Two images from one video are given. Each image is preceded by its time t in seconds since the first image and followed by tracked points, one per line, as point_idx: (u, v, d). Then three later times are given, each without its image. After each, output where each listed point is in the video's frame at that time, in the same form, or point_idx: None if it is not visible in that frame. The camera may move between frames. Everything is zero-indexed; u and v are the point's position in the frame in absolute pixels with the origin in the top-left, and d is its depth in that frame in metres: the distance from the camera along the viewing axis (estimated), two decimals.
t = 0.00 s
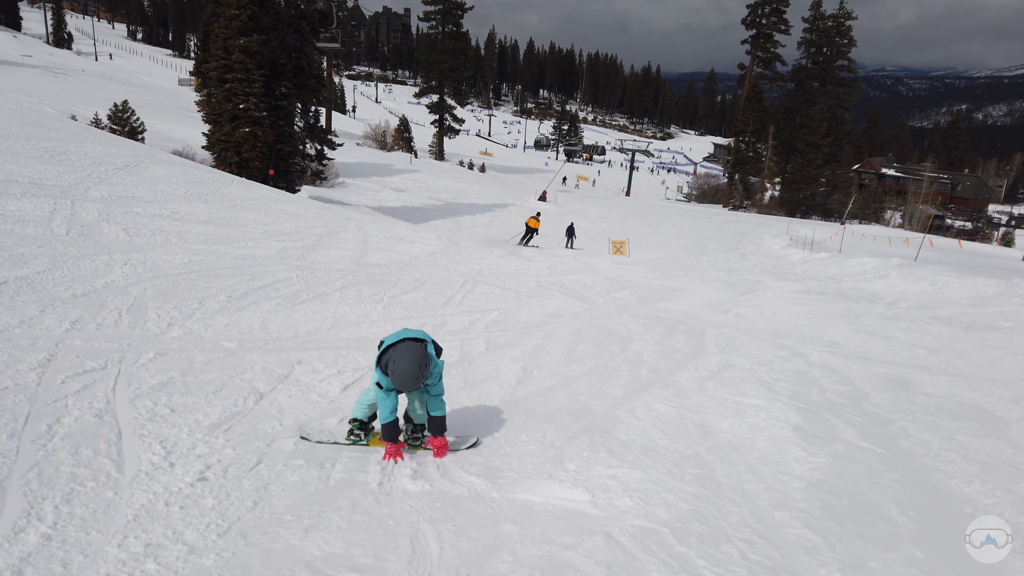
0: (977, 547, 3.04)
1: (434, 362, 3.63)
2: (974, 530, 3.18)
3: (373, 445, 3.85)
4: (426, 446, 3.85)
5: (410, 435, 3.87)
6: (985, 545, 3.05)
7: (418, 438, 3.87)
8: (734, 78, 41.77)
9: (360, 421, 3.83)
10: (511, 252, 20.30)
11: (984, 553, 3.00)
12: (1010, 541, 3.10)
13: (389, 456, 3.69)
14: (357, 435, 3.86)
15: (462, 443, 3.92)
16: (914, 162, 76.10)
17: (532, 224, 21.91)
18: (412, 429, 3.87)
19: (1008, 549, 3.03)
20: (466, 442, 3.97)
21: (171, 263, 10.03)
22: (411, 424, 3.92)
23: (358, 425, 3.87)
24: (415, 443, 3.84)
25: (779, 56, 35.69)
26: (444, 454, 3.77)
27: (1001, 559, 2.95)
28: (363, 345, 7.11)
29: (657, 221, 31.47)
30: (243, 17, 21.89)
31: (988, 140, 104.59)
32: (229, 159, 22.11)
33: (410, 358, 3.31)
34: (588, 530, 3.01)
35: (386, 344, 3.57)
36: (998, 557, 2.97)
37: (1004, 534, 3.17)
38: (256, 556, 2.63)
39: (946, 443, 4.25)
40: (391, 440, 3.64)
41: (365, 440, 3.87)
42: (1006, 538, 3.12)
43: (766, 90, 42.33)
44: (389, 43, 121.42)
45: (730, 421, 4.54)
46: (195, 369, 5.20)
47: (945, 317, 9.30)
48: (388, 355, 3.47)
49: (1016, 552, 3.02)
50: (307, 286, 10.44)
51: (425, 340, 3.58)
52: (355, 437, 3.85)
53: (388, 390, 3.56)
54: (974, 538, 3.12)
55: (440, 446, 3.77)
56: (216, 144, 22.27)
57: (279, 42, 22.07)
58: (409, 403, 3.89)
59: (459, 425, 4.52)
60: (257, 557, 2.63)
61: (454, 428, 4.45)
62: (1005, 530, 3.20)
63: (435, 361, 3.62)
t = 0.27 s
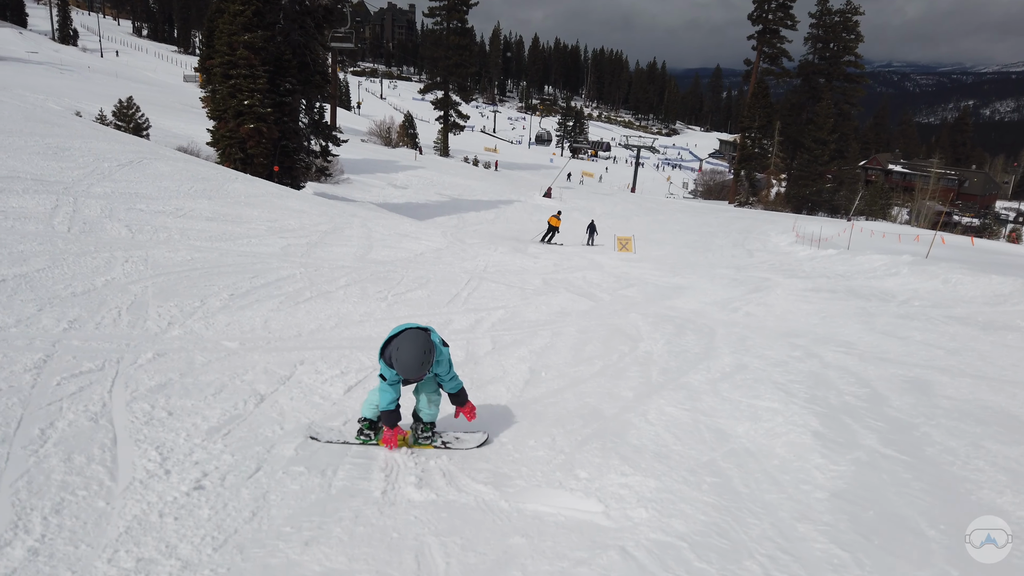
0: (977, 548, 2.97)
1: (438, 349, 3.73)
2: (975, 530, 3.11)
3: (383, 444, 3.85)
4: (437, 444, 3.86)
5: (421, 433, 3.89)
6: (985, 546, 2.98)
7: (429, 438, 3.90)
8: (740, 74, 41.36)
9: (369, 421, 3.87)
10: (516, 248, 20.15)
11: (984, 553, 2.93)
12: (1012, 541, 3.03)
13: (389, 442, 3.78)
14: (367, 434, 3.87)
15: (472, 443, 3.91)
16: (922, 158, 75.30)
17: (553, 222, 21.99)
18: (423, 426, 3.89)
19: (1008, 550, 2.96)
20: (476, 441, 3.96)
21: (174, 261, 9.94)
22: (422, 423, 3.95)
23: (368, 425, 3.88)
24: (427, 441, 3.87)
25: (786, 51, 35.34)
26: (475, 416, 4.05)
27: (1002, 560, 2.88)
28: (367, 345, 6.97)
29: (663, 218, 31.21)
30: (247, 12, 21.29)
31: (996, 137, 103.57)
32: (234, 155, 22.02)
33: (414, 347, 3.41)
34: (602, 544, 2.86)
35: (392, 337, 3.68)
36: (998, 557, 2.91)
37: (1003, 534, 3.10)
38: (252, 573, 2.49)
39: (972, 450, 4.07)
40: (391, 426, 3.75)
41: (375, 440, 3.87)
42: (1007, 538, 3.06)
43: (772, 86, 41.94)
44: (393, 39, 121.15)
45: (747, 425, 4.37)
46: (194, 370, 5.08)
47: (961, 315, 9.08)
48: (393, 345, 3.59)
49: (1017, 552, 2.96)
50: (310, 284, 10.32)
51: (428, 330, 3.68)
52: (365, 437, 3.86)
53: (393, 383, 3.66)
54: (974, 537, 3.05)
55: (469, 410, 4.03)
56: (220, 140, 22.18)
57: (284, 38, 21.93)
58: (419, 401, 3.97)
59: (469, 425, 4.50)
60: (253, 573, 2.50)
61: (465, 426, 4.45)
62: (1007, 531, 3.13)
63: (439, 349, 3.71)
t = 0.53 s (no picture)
0: (978, 547, 2.91)
1: (447, 337, 3.76)
2: (974, 529, 3.05)
3: (391, 446, 3.83)
4: (446, 447, 3.84)
5: (430, 435, 3.88)
6: (986, 546, 2.92)
7: (438, 440, 3.89)
8: (747, 69, 40.98)
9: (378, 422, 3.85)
10: (522, 245, 19.99)
11: (983, 553, 2.87)
12: (1011, 542, 2.98)
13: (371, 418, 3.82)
14: (375, 437, 3.85)
15: (482, 446, 3.89)
16: (930, 155, 74.51)
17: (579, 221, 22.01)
18: (431, 428, 3.88)
19: (1009, 550, 2.90)
20: (487, 443, 3.94)
21: (176, 258, 9.84)
22: (431, 425, 3.94)
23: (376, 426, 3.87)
24: (435, 443, 3.85)
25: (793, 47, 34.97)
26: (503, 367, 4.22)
27: (1002, 560, 2.82)
28: (371, 344, 6.82)
29: (668, 214, 30.95)
30: (253, 9, 21.16)
31: (1004, 133, 102.48)
32: (239, 152, 21.91)
33: (425, 335, 3.44)
34: (617, 561, 2.70)
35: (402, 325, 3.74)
36: (998, 557, 2.85)
37: (1004, 535, 3.04)
38: None
39: (1001, 459, 3.88)
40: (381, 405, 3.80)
41: (383, 442, 3.85)
42: (1007, 538, 3.00)
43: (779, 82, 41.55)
44: (398, 35, 120.94)
45: (765, 432, 4.19)
46: (194, 372, 4.95)
47: (978, 315, 8.84)
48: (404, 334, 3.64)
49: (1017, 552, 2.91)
50: (314, 282, 10.20)
51: (438, 320, 3.73)
52: (373, 439, 3.84)
53: (399, 372, 3.69)
54: (973, 538, 2.99)
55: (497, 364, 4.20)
56: (225, 136, 22.11)
57: (288, 33, 21.74)
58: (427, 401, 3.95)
59: (479, 427, 4.47)
60: None
61: (475, 428, 4.42)
62: (1008, 531, 3.07)
63: (448, 338, 3.75)
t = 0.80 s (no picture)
0: (976, 547, 2.91)
1: (457, 330, 3.69)
2: (974, 530, 3.05)
3: (404, 453, 3.82)
4: (459, 453, 3.83)
5: (442, 441, 3.87)
6: (984, 546, 2.91)
7: (451, 445, 3.87)
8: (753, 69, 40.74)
9: (389, 429, 3.84)
10: (527, 246, 19.85)
11: (982, 554, 2.87)
12: (1012, 541, 2.97)
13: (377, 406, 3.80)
14: (387, 443, 3.84)
15: (495, 451, 3.86)
16: (936, 155, 74.00)
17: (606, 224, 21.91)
18: (444, 434, 3.87)
19: (1008, 550, 2.89)
20: (500, 448, 3.92)
21: (178, 260, 9.73)
22: (443, 430, 3.92)
23: (388, 433, 3.87)
24: (448, 449, 3.84)
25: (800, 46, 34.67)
26: (513, 367, 4.11)
27: (1001, 560, 2.82)
28: (375, 349, 6.67)
29: (673, 214, 30.75)
30: (257, 8, 20.87)
31: (1011, 133, 101.62)
32: (243, 152, 21.84)
33: (433, 326, 3.35)
34: None
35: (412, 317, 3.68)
36: (996, 557, 2.85)
37: (1004, 534, 3.03)
38: None
39: None
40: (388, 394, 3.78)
41: (395, 448, 3.85)
42: (1006, 538, 2.99)
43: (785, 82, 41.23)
44: (403, 34, 121.27)
45: (786, 443, 4.01)
46: (193, 378, 4.81)
47: (995, 319, 8.61)
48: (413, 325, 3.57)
49: (1017, 552, 2.90)
50: (318, 283, 10.06)
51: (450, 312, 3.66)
52: (386, 445, 3.83)
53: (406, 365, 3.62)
54: (973, 538, 2.99)
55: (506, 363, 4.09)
56: (230, 136, 22.08)
57: (293, 33, 21.67)
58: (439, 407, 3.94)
59: (490, 432, 4.44)
60: None
61: (487, 433, 4.40)
62: (1006, 530, 3.06)
63: (459, 331, 3.68)
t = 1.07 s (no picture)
0: (977, 546, 2.89)
1: (466, 325, 3.62)
2: (974, 530, 3.03)
3: (415, 460, 3.77)
4: (471, 459, 3.76)
5: (454, 447, 3.81)
6: (985, 546, 2.90)
7: (463, 451, 3.81)
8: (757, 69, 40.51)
9: (400, 436, 3.82)
10: (531, 247, 19.71)
11: (982, 553, 2.84)
12: (1011, 541, 2.94)
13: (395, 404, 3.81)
14: (399, 450, 3.80)
15: (508, 458, 3.78)
16: (942, 155, 73.55)
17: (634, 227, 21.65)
18: (456, 440, 3.81)
19: (1009, 550, 2.87)
20: (513, 455, 3.84)
21: (179, 262, 9.63)
22: (455, 435, 3.86)
23: (399, 440, 3.83)
24: (460, 456, 3.77)
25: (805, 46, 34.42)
26: (523, 373, 3.95)
27: (1002, 560, 2.79)
28: (378, 354, 6.52)
29: (678, 215, 30.55)
30: (262, 10, 21.09)
31: (1016, 134, 100.99)
32: (247, 152, 21.79)
33: (437, 316, 3.29)
34: None
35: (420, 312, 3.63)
36: (997, 557, 2.82)
37: (1003, 534, 3.01)
38: None
39: None
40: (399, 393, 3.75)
41: (406, 455, 3.80)
42: (1006, 538, 2.97)
43: (789, 82, 40.96)
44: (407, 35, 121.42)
45: (806, 456, 3.83)
46: (189, 386, 4.68)
47: (1013, 322, 8.39)
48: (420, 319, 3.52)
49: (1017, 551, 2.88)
50: (320, 286, 9.91)
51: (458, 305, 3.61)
52: (397, 453, 3.78)
53: (414, 360, 3.57)
54: (973, 537, 2.97)
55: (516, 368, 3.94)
56: (234, 136, 22.02)
57: (297, 33, 21.51)
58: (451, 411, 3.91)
59: (503, 437, 4.37)
60: None
61: (499, 439, 4.34)
62: (1006, 530, 3.04)
63: (467, 325, 3.62)
